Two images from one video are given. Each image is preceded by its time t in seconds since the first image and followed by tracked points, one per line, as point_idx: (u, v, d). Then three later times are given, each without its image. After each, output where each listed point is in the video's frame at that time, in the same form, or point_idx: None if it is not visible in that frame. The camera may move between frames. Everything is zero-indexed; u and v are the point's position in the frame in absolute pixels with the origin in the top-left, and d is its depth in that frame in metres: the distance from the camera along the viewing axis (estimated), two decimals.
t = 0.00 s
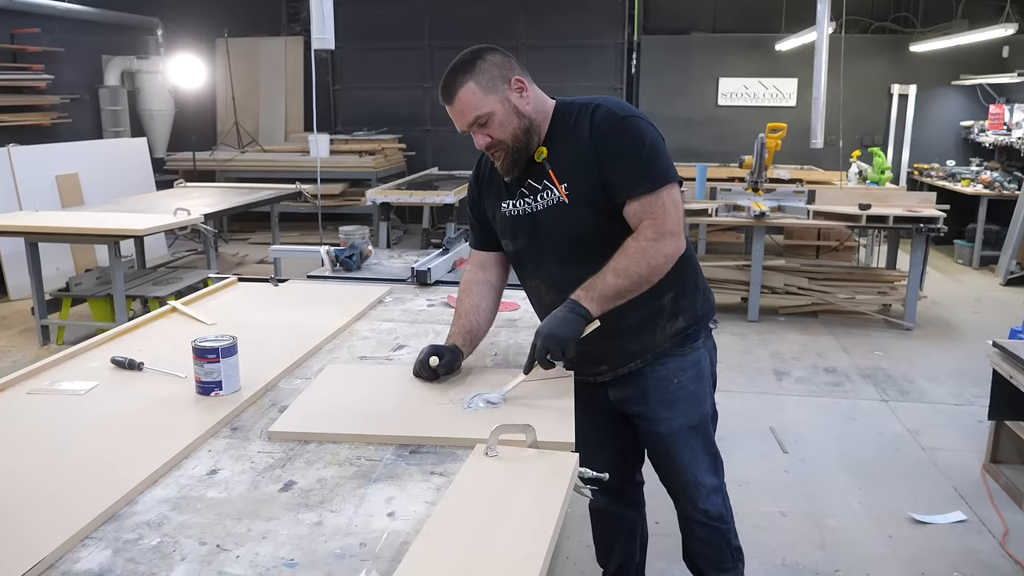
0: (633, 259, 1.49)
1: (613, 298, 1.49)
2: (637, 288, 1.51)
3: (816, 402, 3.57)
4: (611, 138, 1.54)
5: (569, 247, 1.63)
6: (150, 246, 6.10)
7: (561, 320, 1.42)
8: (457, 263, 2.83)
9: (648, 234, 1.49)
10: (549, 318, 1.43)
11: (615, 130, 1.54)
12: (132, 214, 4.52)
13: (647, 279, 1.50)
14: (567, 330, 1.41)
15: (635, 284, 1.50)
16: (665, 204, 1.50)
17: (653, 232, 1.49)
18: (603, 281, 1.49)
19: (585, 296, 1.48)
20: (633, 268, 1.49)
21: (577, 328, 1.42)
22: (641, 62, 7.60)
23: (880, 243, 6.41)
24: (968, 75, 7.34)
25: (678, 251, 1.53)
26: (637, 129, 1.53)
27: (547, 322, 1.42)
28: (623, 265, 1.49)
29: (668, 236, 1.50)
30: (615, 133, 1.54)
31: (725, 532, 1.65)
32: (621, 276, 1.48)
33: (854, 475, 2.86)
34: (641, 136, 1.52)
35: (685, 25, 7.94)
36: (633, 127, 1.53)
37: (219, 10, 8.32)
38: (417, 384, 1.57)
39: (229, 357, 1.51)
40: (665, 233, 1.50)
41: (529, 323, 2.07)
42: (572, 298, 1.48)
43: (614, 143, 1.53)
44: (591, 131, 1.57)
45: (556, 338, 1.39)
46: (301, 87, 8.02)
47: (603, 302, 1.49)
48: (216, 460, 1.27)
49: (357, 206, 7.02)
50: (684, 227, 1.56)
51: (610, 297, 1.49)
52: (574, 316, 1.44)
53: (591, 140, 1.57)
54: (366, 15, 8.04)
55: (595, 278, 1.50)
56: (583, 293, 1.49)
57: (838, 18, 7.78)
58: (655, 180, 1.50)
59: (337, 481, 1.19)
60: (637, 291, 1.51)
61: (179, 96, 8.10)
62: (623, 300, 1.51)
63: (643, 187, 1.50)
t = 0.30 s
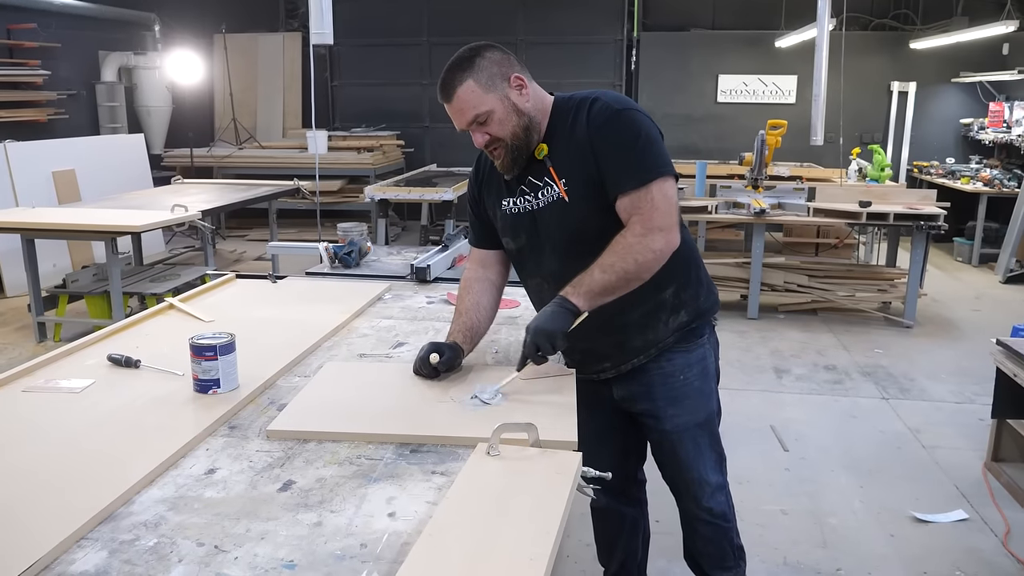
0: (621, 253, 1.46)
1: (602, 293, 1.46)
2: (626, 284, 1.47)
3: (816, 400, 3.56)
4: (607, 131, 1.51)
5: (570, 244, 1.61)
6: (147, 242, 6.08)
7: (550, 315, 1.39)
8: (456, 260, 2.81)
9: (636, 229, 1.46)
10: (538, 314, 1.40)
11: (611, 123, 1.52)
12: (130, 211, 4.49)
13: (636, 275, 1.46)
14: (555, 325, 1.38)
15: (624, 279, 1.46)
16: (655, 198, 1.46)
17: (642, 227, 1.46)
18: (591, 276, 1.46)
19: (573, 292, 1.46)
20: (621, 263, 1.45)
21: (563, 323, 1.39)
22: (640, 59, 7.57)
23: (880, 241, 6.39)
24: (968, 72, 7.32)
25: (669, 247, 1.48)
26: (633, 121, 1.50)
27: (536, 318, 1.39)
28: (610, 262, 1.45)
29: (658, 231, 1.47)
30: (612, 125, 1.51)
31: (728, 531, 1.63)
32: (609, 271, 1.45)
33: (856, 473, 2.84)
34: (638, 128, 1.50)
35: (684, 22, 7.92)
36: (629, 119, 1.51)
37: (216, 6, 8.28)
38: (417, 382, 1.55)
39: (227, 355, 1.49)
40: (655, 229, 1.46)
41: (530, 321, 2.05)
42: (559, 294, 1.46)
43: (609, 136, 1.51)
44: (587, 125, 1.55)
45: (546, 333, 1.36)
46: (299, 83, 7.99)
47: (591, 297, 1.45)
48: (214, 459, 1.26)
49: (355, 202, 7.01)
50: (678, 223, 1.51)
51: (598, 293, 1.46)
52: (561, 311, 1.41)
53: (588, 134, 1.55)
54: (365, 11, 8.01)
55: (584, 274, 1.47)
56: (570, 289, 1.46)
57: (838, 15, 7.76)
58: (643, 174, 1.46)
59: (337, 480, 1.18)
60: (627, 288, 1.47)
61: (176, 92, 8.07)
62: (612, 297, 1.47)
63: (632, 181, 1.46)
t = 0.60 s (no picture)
0: (609, 252, 1.43)
1: (588, 292, 1.43)
2: (613, 283, 1.44)
3: (818, 396, 3.54)
4: (612, 123, 1.49)
5: (575, 240, 1.59)
6: (145, 238, 6.05)
7: (535, 310, 1.39)
8: (457, 256, 2.79)
9: (625, 228, 1.44)
10: (524, 309, 1.39)
11: (615, 116, 1.49)
12: (128, 206, 4.46)
13: (623, 274, 1.43)
14: (543, 320, 1.37)
15: (611, 278, 1.43)
16: (646, 196, 1.43)
17: (631, 227, 1.43)
18: (578, 274, 1.44)
19: (560, 289, 1.44)
20: (608, 261, 1.43)
21: (549, 320, 1.37)
22: (640, 54, 7.54)
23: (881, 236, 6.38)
24: (969, 67, 7.30)
25: (660, 247, 1.44)
26: (638, 112, 1.48)
27: (524, 314, 1.38)
28: (597, 260, 1.43)
29: (648, 230, 1.43)
30: (615, 117, 1.49)
31: (735, 529, 1.62)
32: (596, 270, 1.42)
33: (859, 470, 2.83)
34: (643, 120, 1.47)
35: (685, 17, 7.88)
36: (633, 111, 1.48)
37: None
38: (417, 378, 1.53)
39: (227, 352, 1.47)
40: (644, 229, 1.43)
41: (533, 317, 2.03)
42: (547, 291, 1.44)
43: (612, 129, 1.48)
44: (591, 117, 1.53)
45: (531, 327, 1.36)
46: (298, 77, 7.95)
47: (577, 295, 1.43)
48: (215, 458, 1.24)
49: (354, 197, 6.98)
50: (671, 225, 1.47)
51: (585, 291, 1.43)
52: (548, 307, 1.40)
53: (591, 127, 1.52)
54: (363, 5, 7.97)
55: (572, 271, 1.45)
56: (558, 286, 1.44)
57: (839, 10, 7.72)
58: (648, 168, 1.44)
59: (341, 480, 1.16)
60: (615, 287, 1.45)
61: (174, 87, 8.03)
62: (600, 295, 1.44)
63: (624, 178, 1.45)
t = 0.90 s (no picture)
0: (611, 249, 1.40)
1: (590, 290, 1.40)
2: (615, 282, 1.41)
3: (821, 390, 3.52)
4: (615, 115, 1.46)
5: (581, 234, 1.56)
6: (143, 231, 6.01)
7: (536, 311, 1.35)
8: (460, 249, 2.77)
9: (627, 224, 1.41)
10: (524, 311, 1.36)
11: (621, 107, 1.46)
12: (125, 200, 4.42)
13: (625, 272, 1.41)
14: (544, 321, 1.33)
15: (614, 275, 1.40)
16: (647, 191, 1.41)
17: (633, 223, 1.41)
18: (580, 272, 1.41)
19: (561, 288, 1.41)
20: (611, 259, 1.40)
21: (551, 319, 1.34)
22: (640, 46, 7.50)
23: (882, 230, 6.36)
24: (970, 59, 7.27)
25: (662, 244, 1.42)
26: (643, 103, 1.45)
27: (523, 316, 1.34)
28: (599, 257, 1.40)
29: (649, 226, 1.41)
30: (621, 108, 1.46)
31: (741, 527, 1.60)
32: (599, 267, 1.40)
33: (865, 465, 2.81)
34: (649, 111, 1.44)
35: (685, 9, 7.84)
36: (637, 102, 1.45)
37: None
38: (421, 375, 1.51)
39: (229, 348, 1.44)
40: (646, 226, 1.41)
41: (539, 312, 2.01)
42: (548, 290, 1.41)
43: (616, 120, 1.46)
44: (596, 109, 1.50)
45: (533, 327, 1.32)
46: (296, 69, 7.90)
47: (579, 294, 1.40)
48: (218, 456, 1.21)
49: (353, 190, 6.95)
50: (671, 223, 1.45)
51: (587, 290, 1.40)
52: (548, 307, 1.36)
53: (596, 119, 1.49)
54: None
55: (572, 270, 1.42)
56: (558, 286, 1.41)
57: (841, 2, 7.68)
58: (655, 160, 1.41)
59: (347, 479, 1.13)
60: (617, 285, 1.42)
61: (171, 79, 7.98)
62: (602, 294, 1.41)
63: (628, 172, 1.43)
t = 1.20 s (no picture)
0: (635, 237, 1.38)
1: (607, 275, 1.38)
2: (634, 270, 1.39)
3: (822, 386, 3.52)
4: (623, 109, 1.45)
5: (587, 231, 1.54)
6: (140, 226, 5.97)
7: (552, 291, 1.32)
8: (460, 245, 2.75)
9: (652, 213, 1.39)
10: (540, 292, 1.33)
11: (628, 102, 1.45)
12: (122, 195, 4.39)
13: (647, 261, 1.39)
14: (560, 302, 1.31)
15: (633, 263, 1.38)
16: (675, 183, 1.39)
17: (659, 213, 1.39)
18: (599, 256, 1.38)
19: (578, 269, 1.38)
20: (633, 247, 1.38)
21: (569, 302, 1.32)
22: (639, 40, 7.47)
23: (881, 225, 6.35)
24: (969, 55, 7.26)
25: (684, 236, 1.41)
26: (651, 98, 1.43)
27: (540, 296, 1.31)
28: (622, 242, 1.38)
29: (674, 217, 1.39)
30: (629, 103, 1.44)
31: (745, 527, 1.59)
32: (620, 253, 1.38)
33: (867, 462, 2.80)
34: (656, 106, 1.42)
35: (684, 3, 7.81)
36: (646, 97, 1.43)
37: None
38: (424, 372, 1.49)
39: (231, 345, 1.42)
40: (672, 218, 1.39)
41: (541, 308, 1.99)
42: (564, 271, 1.38)
43: (624, 115, 1.44)
44: (603, 104, 1.48)
45: (548, 309, 1.29)
46: (293, 63, 7.85)
47: (597, 278, 1.38)
48: (220, 456, 1.19)
49: (351, 185, 6.92)
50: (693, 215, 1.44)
51: (604, 274, 1.38)
52: (565, 288, 1.34)
53: (604, 114, 1.48)
54: None
55: (591, 253, 1.40)
56: (576, 267, 1.38)
57: None
58: (663, 157, 1.39)
59: (352, 479, 1.12)
60: (635, 273, 1.40)
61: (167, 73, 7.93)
62: (618, 280, 1.40)
63: (646, 167, 1.40)
